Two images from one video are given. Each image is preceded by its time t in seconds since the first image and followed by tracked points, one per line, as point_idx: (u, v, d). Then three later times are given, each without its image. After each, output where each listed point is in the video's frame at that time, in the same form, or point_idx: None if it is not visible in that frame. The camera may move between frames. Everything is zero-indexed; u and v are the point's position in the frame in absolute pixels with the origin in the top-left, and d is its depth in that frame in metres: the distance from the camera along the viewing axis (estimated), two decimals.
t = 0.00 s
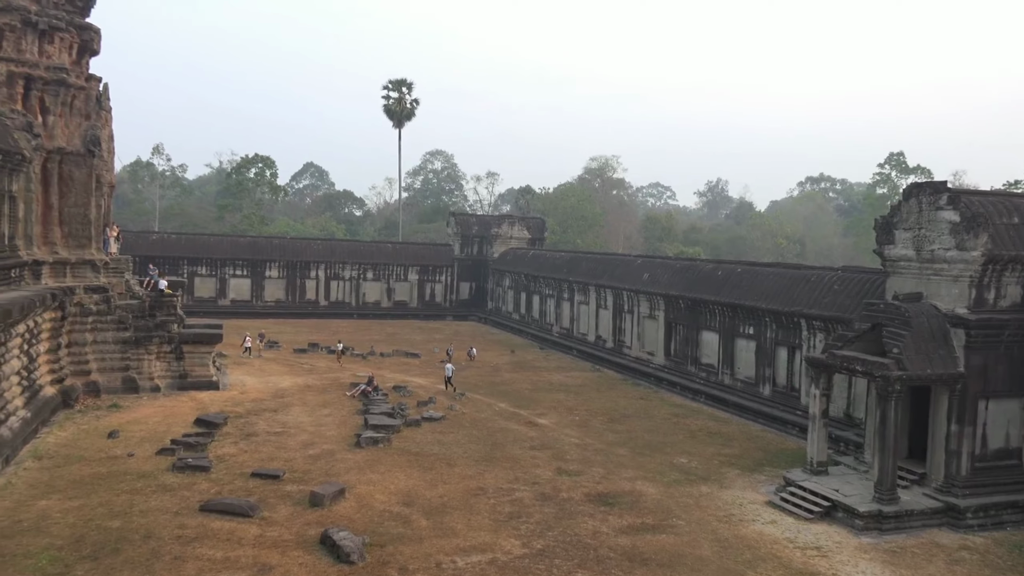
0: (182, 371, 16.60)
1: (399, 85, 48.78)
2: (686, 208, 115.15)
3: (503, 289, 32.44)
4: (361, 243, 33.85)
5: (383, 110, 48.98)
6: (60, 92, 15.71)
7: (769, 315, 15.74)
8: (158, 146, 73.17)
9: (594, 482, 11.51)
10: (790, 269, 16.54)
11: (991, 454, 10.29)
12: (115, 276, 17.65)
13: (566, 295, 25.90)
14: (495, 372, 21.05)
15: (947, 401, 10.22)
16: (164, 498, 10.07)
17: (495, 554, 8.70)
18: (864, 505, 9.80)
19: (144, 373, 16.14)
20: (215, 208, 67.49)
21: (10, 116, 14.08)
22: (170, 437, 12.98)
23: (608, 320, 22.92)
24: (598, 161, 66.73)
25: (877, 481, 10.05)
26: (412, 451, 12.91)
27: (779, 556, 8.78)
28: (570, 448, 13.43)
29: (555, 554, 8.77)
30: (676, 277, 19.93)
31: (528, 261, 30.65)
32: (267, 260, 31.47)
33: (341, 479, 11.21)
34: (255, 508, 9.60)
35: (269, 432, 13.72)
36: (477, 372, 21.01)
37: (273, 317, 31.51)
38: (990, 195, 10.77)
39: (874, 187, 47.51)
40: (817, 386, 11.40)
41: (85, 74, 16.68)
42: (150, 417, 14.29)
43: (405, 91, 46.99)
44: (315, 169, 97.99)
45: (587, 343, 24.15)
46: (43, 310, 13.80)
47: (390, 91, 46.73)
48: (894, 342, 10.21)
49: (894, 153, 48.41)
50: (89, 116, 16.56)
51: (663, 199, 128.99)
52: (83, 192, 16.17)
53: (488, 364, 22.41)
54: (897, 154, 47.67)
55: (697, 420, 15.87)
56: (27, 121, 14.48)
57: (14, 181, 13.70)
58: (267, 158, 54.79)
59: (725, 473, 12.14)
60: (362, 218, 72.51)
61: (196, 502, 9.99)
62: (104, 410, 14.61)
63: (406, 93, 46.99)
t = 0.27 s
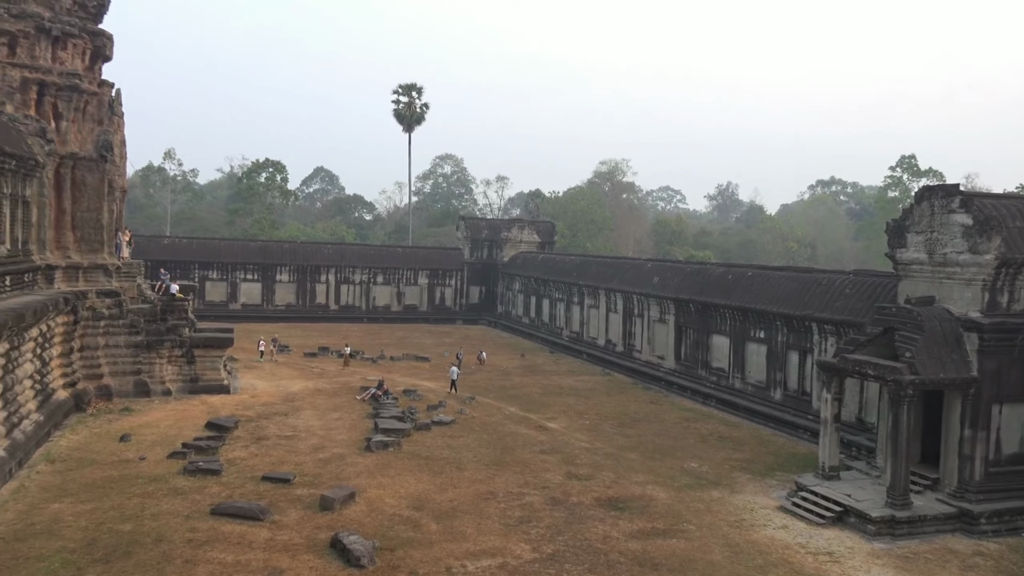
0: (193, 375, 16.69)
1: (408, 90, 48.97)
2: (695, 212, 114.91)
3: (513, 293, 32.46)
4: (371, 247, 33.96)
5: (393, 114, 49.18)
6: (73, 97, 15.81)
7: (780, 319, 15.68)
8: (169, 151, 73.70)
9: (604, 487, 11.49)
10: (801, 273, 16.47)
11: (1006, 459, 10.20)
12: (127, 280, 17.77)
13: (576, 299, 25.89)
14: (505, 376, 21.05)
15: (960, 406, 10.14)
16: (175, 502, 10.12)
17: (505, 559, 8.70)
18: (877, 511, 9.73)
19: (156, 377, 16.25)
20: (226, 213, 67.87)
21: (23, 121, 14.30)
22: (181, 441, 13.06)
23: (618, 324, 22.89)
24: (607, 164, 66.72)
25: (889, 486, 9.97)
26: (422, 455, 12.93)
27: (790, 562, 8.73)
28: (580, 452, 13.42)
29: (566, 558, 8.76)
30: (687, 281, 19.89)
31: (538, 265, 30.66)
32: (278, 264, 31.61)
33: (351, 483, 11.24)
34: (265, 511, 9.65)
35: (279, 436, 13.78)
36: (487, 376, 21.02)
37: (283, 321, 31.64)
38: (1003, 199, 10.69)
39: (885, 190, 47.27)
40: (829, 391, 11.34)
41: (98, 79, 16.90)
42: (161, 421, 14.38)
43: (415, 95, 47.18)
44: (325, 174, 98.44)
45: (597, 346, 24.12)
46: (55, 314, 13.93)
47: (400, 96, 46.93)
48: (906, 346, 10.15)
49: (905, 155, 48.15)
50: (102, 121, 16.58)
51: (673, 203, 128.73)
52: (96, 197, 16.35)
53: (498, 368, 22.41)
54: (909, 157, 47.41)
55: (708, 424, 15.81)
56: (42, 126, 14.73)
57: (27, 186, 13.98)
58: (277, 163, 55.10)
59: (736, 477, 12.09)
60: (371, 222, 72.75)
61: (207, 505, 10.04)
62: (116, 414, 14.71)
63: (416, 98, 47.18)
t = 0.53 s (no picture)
0: (205, 379, 16.79)
1: (418, 95, 49.16)
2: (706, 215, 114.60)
3: (523, 297, 32.48)
4: (382, 251, 34.09)
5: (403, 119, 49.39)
6: (86, 104, 15.97)
7: (791, 323, 15.61)
8: (181, 156, 74.23)
9: (615, 491, 11.47)
10: (812, 276, 16.40)
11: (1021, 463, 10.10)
12: (139, 285, 17.91)
13: (586, 303, 25.88)
14: (515, 380, 21.05)
15: (974, 410, 10.06)
16: (187, 506, 10.19)
17: (516, 563, 8.70)
18: (890, 516, 9.66)
19: (168, 382, 16.38)
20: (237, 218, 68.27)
21: (37, 127, 14.43)
22: (193, 445, 13.14)
23: (629, 328, 22.85)
24: (617, 168, 66.68)
25: (902, 491, 9.90)
26: (433, 459, 12.96)
27: (802, 567, 8.68)
28: (591, 456, 13.40)
29: (576, 563, 8.75)
30: (697, 285, 19.84)
31: (548, 269, 30.67)
32: (288, 269, 31.76)
33: (362, 487, 11.28)
34: (276, 515, 9.69)
35: (290, 440, 13.84)
36: (497, 380, 21.02)
37: (294, 325, 31.77)
38: (1017, 201, 10.61)
39: (897, 193, 46.98)
40: (841, 395, 11.28)
41: (111, 86, 16.94)
42: (173, 425, 14.47)
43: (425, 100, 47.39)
44: (336, 179, 98.88)
45: (608, 350, 24.08)
46: (69, 318, 14.05)
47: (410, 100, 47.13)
48: (918, 350, 10.08)
49: (917, 158, 47.84)
50: (115, 127, 16.77)
51: (683, 206, 128.41)
52: (109, 202, 16.50)
53: (508, 372, 22.42)
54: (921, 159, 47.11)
55: (719, 429, 15.75)
56: (55, 133, 14.86)
57: (41, 192, 14.16)
58: (288, 168, 55.42)
59: (748, 482, 12.04)
60: (382, 227, 73.00)
61: (219, 509, 10.10)
62: (128, 418, 14.83)
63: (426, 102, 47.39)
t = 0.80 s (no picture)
0: (217, 385, 16.91)
1: (428, 99, 49.30)
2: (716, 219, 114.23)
3: (534, 301, 32.48)
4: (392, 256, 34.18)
5: (414, 124, 49.55)
6: (100, 110, 16.18)
7: (803, 326, 15.52)
8: (193, 162, 74.75)
9: (627, 495, 11.44)
10: (824, 280, 16.32)
11: None
12: (152, 290, 18.03)
13: (597, 307, 25.85)
14: (526, 384, 21.04)
15: (989, 414, 9.97)
16: (199, 510, 10.25)
17: (528, 568, 8.70)
18: (904, 520, 9.59)
19: (180, 387, 16.50)
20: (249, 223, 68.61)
21: (51, 134, 14.61)
22: (206, 450, 13.23)
23: (640, 332, 22.80)
24: (628, 172, 66.58)
25: (917, 495, 9.82)
26: (444, 464, 12.97)
27: (816, 572, 8.63)
28: (602, 460, 13.38)
29: (588, 568, 8.73)
30: (709, 289, 19.77)
31: (559, 273, 30.66)
32: (300, 274, 31.89)
33: (373, 492, 11.30)
34: (288, 520, 9.73)
35: (302, 445, 13.90)
36: (508, 385, 21.02)
37: (305, 330, 31.89)
38: None
39: (909, 195, 46.64)
40: (854, 398, 11.20)
41: (124, 92, 17.13)
42: (186, 430, 14.57)
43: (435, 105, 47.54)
44: (347, 184, 99.29)
45: (619, 355, 24.03)
46: (82, 324, 14.19)
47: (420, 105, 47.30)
48: (932, 353, 10.00)
49: (930, 160, 47.48)
50: (128, 133, 16.94)
51: (694, 210, 128.00)
52: (121, 208, 16.63)
53: (519, 377, 22.41)
54: (934, 161, 46.76)
55: (731, 433, 15.68)
56: (69, 140, 15.03)
57: (55, 198, 14.33)
58: (300, 173, 55.70)
59: (760, 486, 11.98)
60: (392, 231, 73.19)
61: (231, 514, 10.15)
62: (141, 423, 14.94)
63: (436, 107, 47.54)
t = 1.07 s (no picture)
0: (230, 390, 17.02)
1: (439, 105, 49.49)
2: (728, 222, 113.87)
3: (545, 305, 32.48)
4: (404, 261, 34.31)
5: (424, 129, 49.74)
6: (113, 118, 16.34)
7: (816, 330, 15.45)
8: (206, 168, 75.31)
9: (639, 500, 11.42)
10: (837, 283, 16.24)
11: None
12: (165, 297, 18.19)
13: (608, 311, 25.82)
14: (538, 389, 21.04)
15: (1005, 418, 9.88)
16: (212, 516, 10.32)
17: (540, 573, 8.69)
18: (919, 525, 9.51)
19: (193, 392, 16.62)
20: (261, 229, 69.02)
21: (65, 142, 14.78)
22: (219, 455, 13.32)
23: (651, 336, 22.75)
24: (638, 176, 66.51)
25: (932, 500, 9.74)
26: (456, 468, 12.99)
27: None
28: (614, 465, 13.36)
29: (600, 573, 8.72)
30: (720, 292, 19.72)
31: (570, 277, 30.67)
32: (311, 279, 32.04)
33: (385, 497, 11.34)
34: (301, 525, 9.78)
35: (314, 450, 13.96)
36: (519, 389, 21.03)
37: (317, 335, 32.03)
38: None
39: (922, 198, 46.30)
40: (868, 402, 11.13)
41: (136, 100, 17.31)
42: (199, 435, 14.67)
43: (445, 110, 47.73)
44: (358, 189, 99.72)
45: (630, 359, 23.99)
46: (96, 330, 14.33)
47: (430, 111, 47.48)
48: (947, 356, 9.94)
49: (943, 163, 47.13)
50: (141, 140, 17.14)
51: (705, 213, 127.61)
52: (135, 215, 16.80)
53: (531, 381, 22.41)
54: (947, 163, 46.41)
55: (744, 437, 15.61)
56: (82, 147, 15.20)
57: (69, 205, 14.50)
58: (311, 179, 56.03)
59: (773, 491, 11.92)
60: (403, 237, 73.42)
61: (244, 519, 10.21)
62: (154, 428, 15.05)
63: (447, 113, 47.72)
